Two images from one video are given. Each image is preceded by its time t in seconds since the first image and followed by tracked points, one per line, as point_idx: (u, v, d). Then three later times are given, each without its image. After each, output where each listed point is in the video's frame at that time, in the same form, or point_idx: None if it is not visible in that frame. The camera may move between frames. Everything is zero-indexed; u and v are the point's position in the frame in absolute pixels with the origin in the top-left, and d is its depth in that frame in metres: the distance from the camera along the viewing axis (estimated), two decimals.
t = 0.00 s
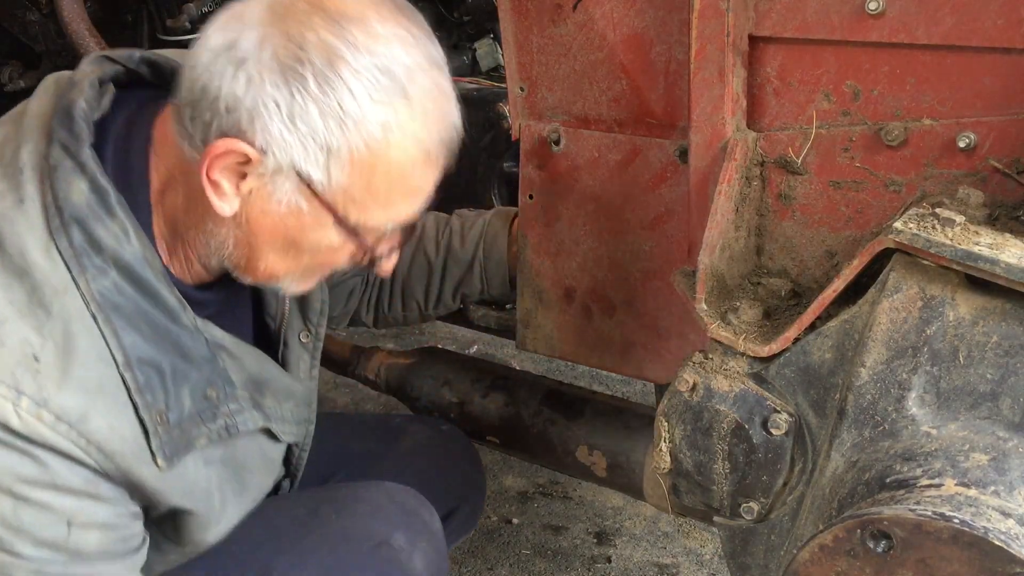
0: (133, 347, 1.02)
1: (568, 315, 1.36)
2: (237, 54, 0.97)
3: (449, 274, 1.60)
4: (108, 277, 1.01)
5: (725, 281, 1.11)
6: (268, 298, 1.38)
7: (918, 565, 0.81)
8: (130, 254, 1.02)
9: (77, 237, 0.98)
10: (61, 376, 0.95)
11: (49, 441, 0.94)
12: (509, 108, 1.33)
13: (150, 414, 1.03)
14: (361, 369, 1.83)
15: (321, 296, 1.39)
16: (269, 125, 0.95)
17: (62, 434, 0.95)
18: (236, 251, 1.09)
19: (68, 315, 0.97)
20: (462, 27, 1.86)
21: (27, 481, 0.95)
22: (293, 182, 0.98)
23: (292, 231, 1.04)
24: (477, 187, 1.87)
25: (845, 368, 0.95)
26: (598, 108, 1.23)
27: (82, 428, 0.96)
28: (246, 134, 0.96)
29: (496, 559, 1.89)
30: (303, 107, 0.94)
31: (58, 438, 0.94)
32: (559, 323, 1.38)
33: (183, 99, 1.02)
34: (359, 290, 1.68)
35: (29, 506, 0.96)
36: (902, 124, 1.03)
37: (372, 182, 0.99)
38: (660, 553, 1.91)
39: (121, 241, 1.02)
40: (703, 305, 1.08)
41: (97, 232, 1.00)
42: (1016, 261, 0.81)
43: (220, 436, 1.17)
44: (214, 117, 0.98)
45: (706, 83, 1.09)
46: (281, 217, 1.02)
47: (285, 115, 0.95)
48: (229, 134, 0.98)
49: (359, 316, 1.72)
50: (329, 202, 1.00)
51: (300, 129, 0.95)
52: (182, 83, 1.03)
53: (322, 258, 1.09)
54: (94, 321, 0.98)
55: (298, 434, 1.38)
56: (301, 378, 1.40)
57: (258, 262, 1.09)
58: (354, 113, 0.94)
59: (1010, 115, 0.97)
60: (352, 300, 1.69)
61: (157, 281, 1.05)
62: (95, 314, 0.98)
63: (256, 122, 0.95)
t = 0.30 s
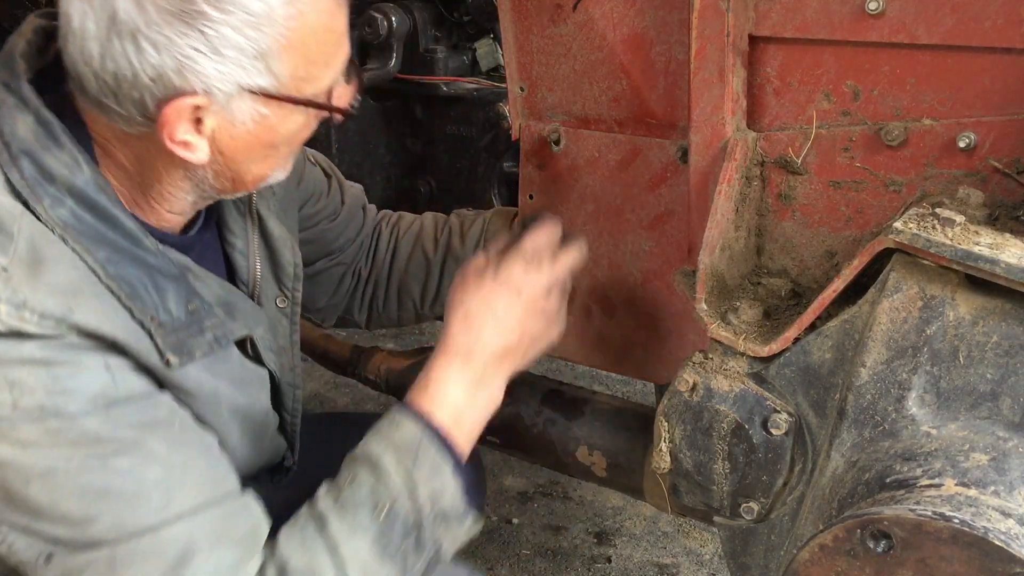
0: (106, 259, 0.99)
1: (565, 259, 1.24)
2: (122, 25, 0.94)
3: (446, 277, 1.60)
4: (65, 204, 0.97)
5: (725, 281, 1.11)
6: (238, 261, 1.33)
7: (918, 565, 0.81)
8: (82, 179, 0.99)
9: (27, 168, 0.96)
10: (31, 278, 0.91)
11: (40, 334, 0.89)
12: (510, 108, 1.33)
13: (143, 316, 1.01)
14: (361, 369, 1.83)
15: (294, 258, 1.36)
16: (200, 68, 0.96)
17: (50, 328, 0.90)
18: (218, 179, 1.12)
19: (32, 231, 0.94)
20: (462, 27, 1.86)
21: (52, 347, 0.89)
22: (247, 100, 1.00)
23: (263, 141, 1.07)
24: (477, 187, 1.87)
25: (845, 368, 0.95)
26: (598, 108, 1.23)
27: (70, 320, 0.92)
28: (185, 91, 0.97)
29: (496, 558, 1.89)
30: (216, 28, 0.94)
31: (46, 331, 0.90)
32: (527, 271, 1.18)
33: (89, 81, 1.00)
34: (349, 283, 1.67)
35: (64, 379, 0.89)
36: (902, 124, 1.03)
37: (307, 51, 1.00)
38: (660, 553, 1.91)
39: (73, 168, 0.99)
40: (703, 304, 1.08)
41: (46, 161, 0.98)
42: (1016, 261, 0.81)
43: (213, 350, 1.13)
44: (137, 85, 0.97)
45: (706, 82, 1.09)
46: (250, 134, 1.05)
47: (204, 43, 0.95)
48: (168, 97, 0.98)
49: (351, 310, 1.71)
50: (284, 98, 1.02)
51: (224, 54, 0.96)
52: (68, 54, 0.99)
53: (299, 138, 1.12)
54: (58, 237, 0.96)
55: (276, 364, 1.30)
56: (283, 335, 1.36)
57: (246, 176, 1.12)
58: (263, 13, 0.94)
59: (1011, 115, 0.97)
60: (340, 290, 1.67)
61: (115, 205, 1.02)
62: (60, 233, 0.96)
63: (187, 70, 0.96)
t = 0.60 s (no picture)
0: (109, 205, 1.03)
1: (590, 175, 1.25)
2: None
3: (445, 277, 1.60)
4: (55, 166, 1.01)
5: (725, 281, 1.11)
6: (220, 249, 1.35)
7: (918, 565, 0.81)
8: (69, 139, 1.03)
9: (14, 132, 1.00)
10: (36, 219, 0.94)
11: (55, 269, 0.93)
12: (510, 108, 1.33)
13: (154, 254, 1.05)
14: (361, 369, 1.84)
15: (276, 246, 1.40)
16: (150, 29, 0.99)
17: (61, 264, 0.94)
18: (191, 152, 1.13)
19: (25, 186, 0.95)
20: (462, 27, 1.86)
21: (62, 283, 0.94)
22: (202, 57, 1.03)
23: (228, 103, 1.10)
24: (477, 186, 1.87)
25: (845, 368, 0.95)
26: (598, 108, 1.23)
27: (81, 259, 0.95)
28: (141, 56, 1.00)
29: (496, 558, 1.89)
30: None
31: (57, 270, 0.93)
32: (560, 160, 1.23)
33: (45, 60, 1.03)
34: (344, 280, 1.68)
35: (80, 300, 0.94)
36: (902, 124, 1.03)
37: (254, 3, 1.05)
38: (660, 553, 1.91)
39: (59, 130, 1.03)
40: (703, 304, 1.08)
41: (34, 126, 1.01)
42: (1016, 261, 0.81)
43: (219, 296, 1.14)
44: (93, 57, 1.00)
45: (706, 82, 1.09)
46: (216, 97, 1.08)
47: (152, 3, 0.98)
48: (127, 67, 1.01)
49: (346, 308, 1.72)
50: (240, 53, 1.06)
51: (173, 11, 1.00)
52: (22, 35, 1.04)
53: (264, 102, 1.15)
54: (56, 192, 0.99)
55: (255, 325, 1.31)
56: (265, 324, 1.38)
57: (218, 146, 1.15)
58: None
59: (1011, 115, 0.97)
60: (333, 285, 1.69)
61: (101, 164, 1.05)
62: (57, 188, 0.99)
63: (138, 33, 0.99)
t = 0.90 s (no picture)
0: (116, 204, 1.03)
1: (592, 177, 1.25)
2: None
3: (444, 278, 1.60)
4: (63, 161, 1.01)
5: (725, 281, 1.11)
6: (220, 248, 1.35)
7: (918, 565, 0.81)
8: (75, 135, 1.03)
9: (21, 129, 1.00)
10: (45, 217, 0.93)
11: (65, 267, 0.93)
12: (510, 108, 1.33)
13: (161, 252, 1.05)
14: (361, 369, 1.84)
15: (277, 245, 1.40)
16: (148, 18, 0.99)
17: (70, 262, 0.93)
18: (191, 144, 1.13)
19: (32, 182, 0.95)
20: (462, 27, 1.87)
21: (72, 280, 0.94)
22: (201, 46, 1.03)
23: (227, 93, 1.10)
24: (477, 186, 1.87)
25: (845, 368, 0.95)
26: (598, 108, 1.23)
27: (88, 258, 0.95)
28: (139, 45, 1.00)
29: (496, 558, 1.89)
30: None
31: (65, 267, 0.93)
32: (562, 165, 1.23)
33: (45, 54, 1.03)
34: (344, 281, 1.68)
35: (87, 299, 0.94)
36: (902, 124, 1.03)
37: None
38: (660, 553, 1.91)
39: (65, 126, 1.03)
40: (703, 304, 1.08)
41: (40, 122, 1.02)
42: (1016, 261, 0.81)
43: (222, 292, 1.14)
44: (92, 48, 1.00)
45: (706, 82, 1.09)
46: (215, 87, 1.08)
47: None
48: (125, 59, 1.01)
49: (346, 310, 1.71)
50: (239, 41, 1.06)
51: None
52: (22, 31, 1.04)
53: (262, 93, 1.15)
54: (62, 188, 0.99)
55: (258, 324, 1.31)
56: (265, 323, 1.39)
57: (218, 137, 1.14)
58: None
59: (1011, 115, 0.97)
60: (333, 286, 1.69)
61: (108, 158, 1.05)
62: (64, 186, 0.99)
63: (135, 22, 0.99)
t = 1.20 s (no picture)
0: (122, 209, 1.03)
1: (580, 186, 1.27)
2: None
3: (444, 277, 1.60)
4: (69, 163, 1.01)
5: (725, 281, 1.11)
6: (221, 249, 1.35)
7: (918, 565, 0.81)
8: (82, 136, 1.03)
9: (27, 130, 1.00)
10: (53, 219, 0.93)
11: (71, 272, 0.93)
12: (510, 108, 1.33)
13: (166, 255, 1.04)
14: (361, 369, 1.84)
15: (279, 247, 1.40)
16: (156, 18, 1.00)
17: (76, 266, 0.93)
18: (196, 145, 1.13)
19: (37, 184, 0.95)
20: (462, 27, 1.87)
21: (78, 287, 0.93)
22: (208, 47, 1.04)
23: (233, 95, 1.10)
24: (477, 186, 1.87)
25: (845, 368, 0.95)
26: (598, 108, 1.23)
27: (94, 262, 0.95)
28: (146, 44, 1.01)
29: (496, 558, 1.89)
30: None
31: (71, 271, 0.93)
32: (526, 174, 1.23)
33: (53, 54, 1.03)
34: (345, 282, 1.68)
35: (93, 304, 0.94)
36: (902, 124, 1.03)
37: None
38: (660, 553, 1.91)
39: (72, 128, 1.03)
40: (703, 304, 1.08)
41: (46, 123, 1.01)
42: (1016, 261, 0.81)
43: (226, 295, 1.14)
44: (99, 49, 1.00)
45: (706, 82, 1.09)
46: (221, 88, 1.08)
47: None
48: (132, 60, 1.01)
49: (346, 311, 1.72)
50: (245, 41, 1.06)
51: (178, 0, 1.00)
52: (30, 31, 1.04)
53: (268, 95, 1.15)
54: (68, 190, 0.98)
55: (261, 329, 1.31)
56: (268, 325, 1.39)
57: (223, 137, 1.14)
58: None
59: (1011, 115, 0.97)
60: (334, 288, 1.69)
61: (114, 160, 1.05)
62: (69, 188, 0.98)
63: (143, 23, 0.99)
